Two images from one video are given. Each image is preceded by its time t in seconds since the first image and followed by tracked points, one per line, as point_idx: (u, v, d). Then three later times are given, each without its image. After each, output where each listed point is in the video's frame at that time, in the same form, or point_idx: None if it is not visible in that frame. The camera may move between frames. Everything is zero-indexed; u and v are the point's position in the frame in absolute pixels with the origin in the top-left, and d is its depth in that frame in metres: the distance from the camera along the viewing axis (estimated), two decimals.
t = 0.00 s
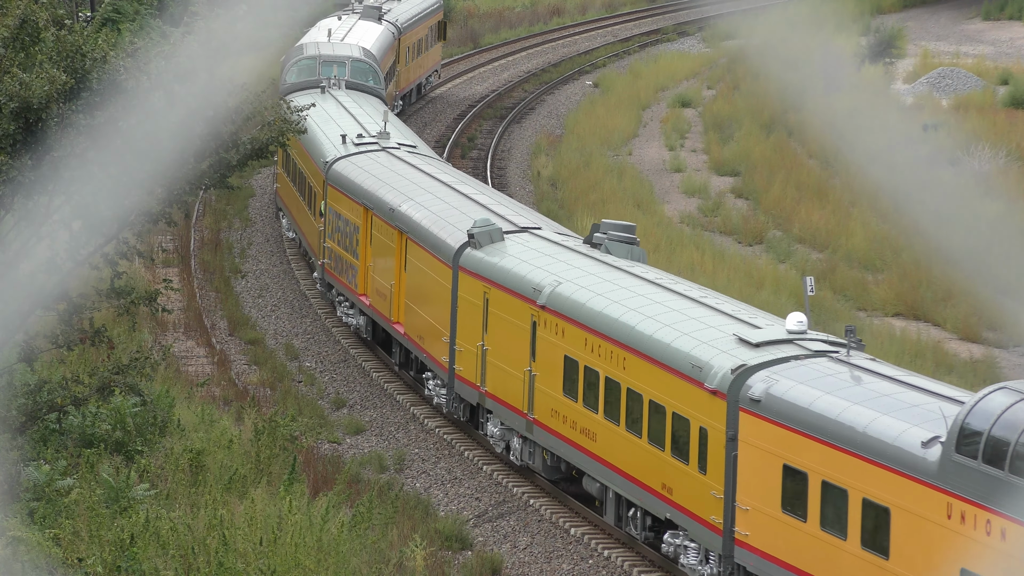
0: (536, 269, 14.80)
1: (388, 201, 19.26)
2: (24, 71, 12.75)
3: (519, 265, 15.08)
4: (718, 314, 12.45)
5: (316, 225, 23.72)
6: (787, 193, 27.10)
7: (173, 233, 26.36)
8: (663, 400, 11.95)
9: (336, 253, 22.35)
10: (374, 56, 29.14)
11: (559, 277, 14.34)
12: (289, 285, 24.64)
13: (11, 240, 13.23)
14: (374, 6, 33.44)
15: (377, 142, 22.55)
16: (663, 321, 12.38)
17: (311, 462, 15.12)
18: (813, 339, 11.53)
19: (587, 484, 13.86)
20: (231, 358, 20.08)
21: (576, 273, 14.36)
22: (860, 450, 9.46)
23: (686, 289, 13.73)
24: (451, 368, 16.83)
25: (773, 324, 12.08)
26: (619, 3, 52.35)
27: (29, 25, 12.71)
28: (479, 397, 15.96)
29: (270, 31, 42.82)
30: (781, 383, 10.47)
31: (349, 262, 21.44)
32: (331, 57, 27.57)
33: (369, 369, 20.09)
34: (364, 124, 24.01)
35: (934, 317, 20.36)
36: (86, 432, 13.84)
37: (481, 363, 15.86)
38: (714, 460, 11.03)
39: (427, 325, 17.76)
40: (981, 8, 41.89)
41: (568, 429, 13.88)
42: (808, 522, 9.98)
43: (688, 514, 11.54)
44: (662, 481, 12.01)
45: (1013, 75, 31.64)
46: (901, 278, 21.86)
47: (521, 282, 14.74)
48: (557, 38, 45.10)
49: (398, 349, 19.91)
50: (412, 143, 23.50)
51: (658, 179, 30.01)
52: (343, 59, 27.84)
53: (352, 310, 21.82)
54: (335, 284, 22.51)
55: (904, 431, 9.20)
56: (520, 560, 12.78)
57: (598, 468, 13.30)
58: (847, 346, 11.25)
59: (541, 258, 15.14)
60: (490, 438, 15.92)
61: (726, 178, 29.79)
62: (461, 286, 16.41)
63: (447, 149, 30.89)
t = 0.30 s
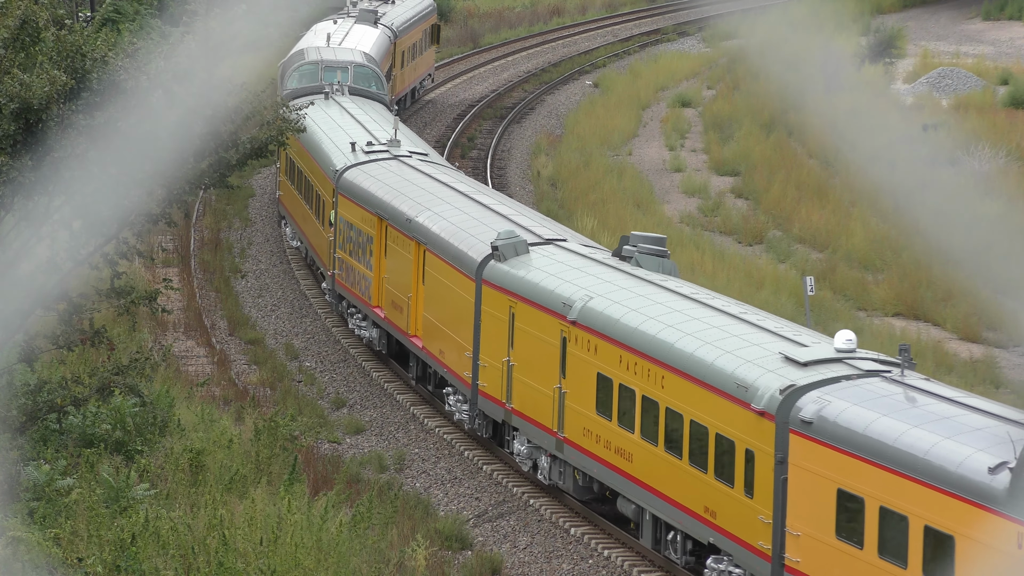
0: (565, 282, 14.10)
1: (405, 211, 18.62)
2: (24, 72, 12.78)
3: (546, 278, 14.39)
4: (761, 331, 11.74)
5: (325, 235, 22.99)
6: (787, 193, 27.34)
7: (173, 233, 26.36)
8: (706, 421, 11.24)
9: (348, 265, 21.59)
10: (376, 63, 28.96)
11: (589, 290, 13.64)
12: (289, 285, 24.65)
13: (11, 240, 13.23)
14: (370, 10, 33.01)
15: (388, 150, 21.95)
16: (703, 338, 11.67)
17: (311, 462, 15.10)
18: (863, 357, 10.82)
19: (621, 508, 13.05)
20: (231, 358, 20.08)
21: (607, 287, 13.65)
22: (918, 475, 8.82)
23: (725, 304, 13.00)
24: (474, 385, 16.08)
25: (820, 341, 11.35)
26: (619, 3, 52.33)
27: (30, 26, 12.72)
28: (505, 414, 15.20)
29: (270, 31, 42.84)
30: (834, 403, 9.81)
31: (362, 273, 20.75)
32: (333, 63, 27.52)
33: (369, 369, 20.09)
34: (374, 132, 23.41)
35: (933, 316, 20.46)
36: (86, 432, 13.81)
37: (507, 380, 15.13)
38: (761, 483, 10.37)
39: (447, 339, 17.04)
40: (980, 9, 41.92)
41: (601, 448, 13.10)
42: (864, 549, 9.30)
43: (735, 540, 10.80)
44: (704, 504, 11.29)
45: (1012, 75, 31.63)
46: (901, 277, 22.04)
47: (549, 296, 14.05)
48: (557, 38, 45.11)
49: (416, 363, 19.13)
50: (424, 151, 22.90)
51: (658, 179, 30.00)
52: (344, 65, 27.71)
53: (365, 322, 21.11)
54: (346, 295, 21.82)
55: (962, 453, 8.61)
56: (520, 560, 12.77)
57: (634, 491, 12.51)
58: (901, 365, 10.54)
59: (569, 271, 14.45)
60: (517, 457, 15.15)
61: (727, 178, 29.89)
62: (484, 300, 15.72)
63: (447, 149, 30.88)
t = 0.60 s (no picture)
0: (597, 297, 13.46)
1: (423, 222, 17.92)
2: (24, 72, 12.79)
3: (577, 293, 13.74)
4: (810, 350, 11.11)
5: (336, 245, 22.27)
6: (786, 194, 27.09)
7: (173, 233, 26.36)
8: (755, 444, 10.66)
9: (361, 276, 20.86)
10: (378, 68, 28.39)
11: (624, 306, 13.00)
12: (289, 285, 24.65)
13: (10, 240, 13.23)
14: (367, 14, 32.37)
15: (401, 159, 21.32)
16: (748, 358, 11.10)
17: (311, 461, 15.11)
18: (919, 377, 10.25)
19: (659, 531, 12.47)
20: (231, 358, 20.08)
21: (644, 302, 13.01)
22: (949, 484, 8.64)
23: (767, 320, 12.39)
24: (500, 402, 15.34)
25: (871, 360, 10.80)
26: (619, 3, 52.33)
27: (31, 27, 12.70)
28: (533, 433, 14.54)
29: (270, 31, 42.86)
30: (892, 427, 9.29)
31: (376, 285, 20.04)
32: (335, 68, 26.91)
33: (369, 369, 20.10)
34: (384, 140, 22.74)
35: (934, 317, 20.36)
36: (86, 432, 13.66)
37: (536, 397, 14.45)
38: (815, 509, 9.86)
39: (469, 354, 16.33)
40: (980, 9, 41.89)
41: (639, 469, 12.50)
42: None
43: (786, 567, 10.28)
44: (752, 529, 10.74)
45: (1013, 75, 31.61)
46: (901, 277, 21.89)
47: (582, 312, 13.39)
48: (557, 38, 45.09)
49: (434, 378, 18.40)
50: (436, 159, 22.26)
51: (658, 179, 30.00)
52: (347, 70, 27.10)
53: (379, 335, 20.40)
54: (358, 307, 21.12)
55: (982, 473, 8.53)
56: (520, 560, 12.77)
57: (675, 514, 11.93)
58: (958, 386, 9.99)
59: (600, 285, 13.80)
60: (545, 476, 14.50)
61: (726, 178, 29.78)
62: (510, 314, 15.03)
63: (447, 149, 30.87)
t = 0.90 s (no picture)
0: (633, 313, 12.79)
1: (443, 233, 17.26)
2: (24, 73, 12.81)
3: (611, 308, 13.08)
4: (861, 370, 10.51)
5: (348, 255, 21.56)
6: (786, 193, 27.08)
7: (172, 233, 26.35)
8: (810, 469, 10.01)
9: (375, 287, 20.14)
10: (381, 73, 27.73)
11: (662, 322, 12.35)
12: (289, 285, 24.65)
13: (10, 240, 13.22)
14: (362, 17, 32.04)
15: (414, 167, 20.71)
16: (799, 378, 10.47)
17: (311, 461, 15.11)
18: (979, 400, 9.65)
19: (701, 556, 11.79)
20: (231, 358, 20.08)
21: (683, 319, 12.36)
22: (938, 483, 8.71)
23: (814, 339, 11.74)
24: (528, 420, 14.62)
25: (928, 381, 10.18)
26: (619, 3, 52.33)
27: (31, 27, 12.73)
28: (565, 452, 13.81)
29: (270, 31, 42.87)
30: (957, 452, 8.72)
31: (392, 297, 19.30)
32: (338, 73, 26.25)
33: (369, 369, 20.09)
34: (396, 149, 22.12)
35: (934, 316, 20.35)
36: (86, 432, 13.81)
37: (567, 415, 13.76)
38: (874, 537, 9.24)
39: (493, 370, 15.63)
40: (980, 9, 41.88)
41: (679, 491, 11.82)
42: None
43: None
44: (806, 556, 10.09)
45: (1013, 75, 31.61)
46: (901, 277, 21.88)
47: (616, 328, 12.73)
48: (557, 38, 45.10)
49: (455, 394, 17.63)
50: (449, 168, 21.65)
51: (658, 179, 30.00)
52: (350, 76, 26.43)
53: (395, 348, 19.65)
54: (372, 320, 20.37)
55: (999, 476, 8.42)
56: (520, 560, 12.78)
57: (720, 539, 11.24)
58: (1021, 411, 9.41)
59: (635, 300, 13.14)
60: (576, 497, 13.76)
61: (726, 178, 29.77)
62: (539, 329, 14.34)
63: (447, 148, 30.86)
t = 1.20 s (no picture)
0: (672, 329, 12.04)
1: (463, 245, 16.54)
2: (23, 72, 12.80)
3: (647, 324, 12.35)
4: (920, 390, 9.78)
5: (360, 267, 20.80)
6: (786, 193, 27.07)
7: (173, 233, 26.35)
8: (867, 494, 9.28)
9: (390, 298, 19.38)
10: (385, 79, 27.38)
11: (703, 339, 11.61)
12: (289, 285, 24.64)
13: (10, 240, 13.22)
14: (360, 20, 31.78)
15: (428, 177, 20.10)
16: (854, 399, 9.73)
17: (311, 462, 15.11)
18: None
19: None
20: (231, 357, 20.07)
21: (726, 335, 11.62)
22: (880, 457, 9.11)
23: (868, 357, 10.98)
24: (559, 439, 13.81)
25: (993, 403, 9.43)
26: (619, 3, 52.33)
27: (30, 26, 12.72)
28: (599, 473, 13.02)
29: (269, 32, 42.89)
30: None
31: (409, 310, 18.53)
32: (343, 79, 25.90)
33: (369, 369, 20.09)
34: (409, 158, 21.44)
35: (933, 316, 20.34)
36: (86, 432, 13.76)
37: (601, 435, 12.98)
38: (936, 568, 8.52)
39: (520, 387, 14.86)
40: (980, 8, 41.87)
41: (723, 515, 11.03)
42: None
43: None
44: None
45: (1013, 75, 31.60)
46: (901, 277, 21.88)
47: (653, 345, 11.99)
48: (557, 38, 45.09)
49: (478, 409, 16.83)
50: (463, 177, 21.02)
51: (658, 179, 30.00)
52: (355, 82, 26.08)
53: (413, 362, 18.87)
54: (388, 333, 19.58)
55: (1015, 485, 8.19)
56: (520, 560, 12.77)
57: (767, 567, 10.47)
58: None
59: (673, 316, 12.40)
60: (611, 519, 12.97)
61: (726, 178, 29.77)
62: (569, 345, 13.59)
63: (447, 148, 30.85)
